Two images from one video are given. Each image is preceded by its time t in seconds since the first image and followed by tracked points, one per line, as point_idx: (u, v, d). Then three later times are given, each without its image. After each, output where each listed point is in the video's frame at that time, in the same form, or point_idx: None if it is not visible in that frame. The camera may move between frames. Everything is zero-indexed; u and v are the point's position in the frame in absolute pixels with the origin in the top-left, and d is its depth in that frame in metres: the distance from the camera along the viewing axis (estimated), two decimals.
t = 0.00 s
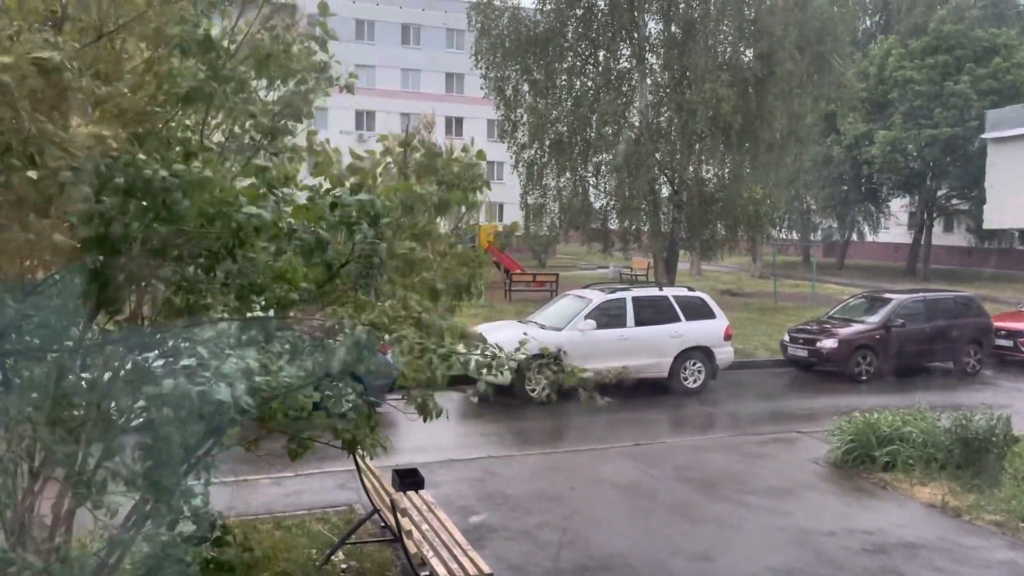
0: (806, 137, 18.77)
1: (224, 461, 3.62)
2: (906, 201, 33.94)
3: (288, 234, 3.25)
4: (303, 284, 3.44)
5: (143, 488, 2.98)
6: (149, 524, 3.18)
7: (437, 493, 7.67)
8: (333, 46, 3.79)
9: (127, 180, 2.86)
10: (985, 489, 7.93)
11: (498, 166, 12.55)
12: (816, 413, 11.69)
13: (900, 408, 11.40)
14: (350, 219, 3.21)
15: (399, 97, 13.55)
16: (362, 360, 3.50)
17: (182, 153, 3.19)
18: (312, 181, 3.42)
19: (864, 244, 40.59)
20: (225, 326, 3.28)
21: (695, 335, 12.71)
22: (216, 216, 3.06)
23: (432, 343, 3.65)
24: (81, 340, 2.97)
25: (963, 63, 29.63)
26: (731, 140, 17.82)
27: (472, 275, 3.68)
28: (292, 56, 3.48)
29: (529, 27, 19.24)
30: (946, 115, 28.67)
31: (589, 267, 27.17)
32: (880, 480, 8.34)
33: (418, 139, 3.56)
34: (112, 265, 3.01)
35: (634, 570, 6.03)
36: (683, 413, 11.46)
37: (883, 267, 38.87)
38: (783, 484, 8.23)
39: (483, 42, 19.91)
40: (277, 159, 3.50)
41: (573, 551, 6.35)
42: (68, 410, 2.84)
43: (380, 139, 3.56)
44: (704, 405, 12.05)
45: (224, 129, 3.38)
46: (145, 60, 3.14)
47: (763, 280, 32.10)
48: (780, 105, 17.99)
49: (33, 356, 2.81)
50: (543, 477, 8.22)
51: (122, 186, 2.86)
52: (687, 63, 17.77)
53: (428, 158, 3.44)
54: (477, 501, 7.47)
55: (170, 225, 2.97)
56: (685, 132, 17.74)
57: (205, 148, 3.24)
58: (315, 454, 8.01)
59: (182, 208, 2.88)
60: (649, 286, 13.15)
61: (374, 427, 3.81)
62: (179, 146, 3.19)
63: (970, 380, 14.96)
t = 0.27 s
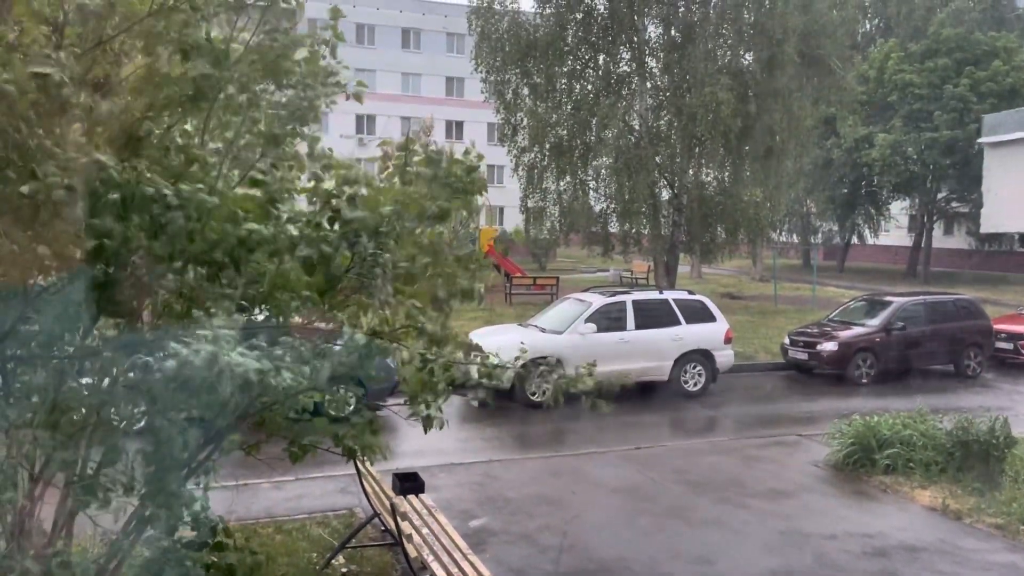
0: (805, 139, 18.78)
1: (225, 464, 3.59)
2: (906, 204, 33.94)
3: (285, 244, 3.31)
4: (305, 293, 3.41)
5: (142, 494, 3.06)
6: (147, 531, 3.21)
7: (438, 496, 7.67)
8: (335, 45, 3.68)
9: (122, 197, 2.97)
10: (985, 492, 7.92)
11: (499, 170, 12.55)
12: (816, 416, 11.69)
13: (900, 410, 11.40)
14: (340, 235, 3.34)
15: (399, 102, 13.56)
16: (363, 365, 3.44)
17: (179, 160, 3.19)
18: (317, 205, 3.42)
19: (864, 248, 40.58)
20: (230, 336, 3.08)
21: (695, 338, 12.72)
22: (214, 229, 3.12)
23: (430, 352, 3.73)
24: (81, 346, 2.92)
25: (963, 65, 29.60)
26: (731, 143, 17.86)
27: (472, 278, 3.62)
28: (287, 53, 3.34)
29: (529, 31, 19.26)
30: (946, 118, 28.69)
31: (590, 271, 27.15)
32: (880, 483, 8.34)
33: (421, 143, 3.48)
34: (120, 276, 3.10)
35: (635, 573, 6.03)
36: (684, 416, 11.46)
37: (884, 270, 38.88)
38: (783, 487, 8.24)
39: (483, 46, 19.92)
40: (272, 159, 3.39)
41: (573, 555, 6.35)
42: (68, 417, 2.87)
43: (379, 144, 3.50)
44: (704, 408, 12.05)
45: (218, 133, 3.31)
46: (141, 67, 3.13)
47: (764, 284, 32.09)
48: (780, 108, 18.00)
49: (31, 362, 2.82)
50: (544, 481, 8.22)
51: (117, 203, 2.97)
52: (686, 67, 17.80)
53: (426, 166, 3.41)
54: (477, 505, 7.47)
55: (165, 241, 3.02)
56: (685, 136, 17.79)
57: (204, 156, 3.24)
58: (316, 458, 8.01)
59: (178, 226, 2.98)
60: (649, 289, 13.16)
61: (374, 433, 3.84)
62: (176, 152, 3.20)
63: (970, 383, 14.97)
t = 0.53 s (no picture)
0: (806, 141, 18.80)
1: (225, 466, 3.59)
2: (907, 206, 33.92)
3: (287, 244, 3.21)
4: (305, 293, 3.38)
5: (143, 496, 3.08)
6: (149, 533, 3.22)
7: (439, 499, 7.66)
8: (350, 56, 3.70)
9: (125, 198, 2.93)
10: (987, 494, 7.91)
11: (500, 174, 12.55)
12: (817, 419, 11.68)
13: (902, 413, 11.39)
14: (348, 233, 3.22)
15: (401, 104, 13.57)
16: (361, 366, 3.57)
17: (179, 162, 3.18)
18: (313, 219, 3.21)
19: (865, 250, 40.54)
20: (229, 330, 3.15)
21: (696, 340, 12.71)
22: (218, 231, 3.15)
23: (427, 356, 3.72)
24: (81, 350, 2.92)
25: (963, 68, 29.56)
26: (731, 146, 17.89)
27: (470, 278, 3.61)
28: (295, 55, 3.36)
29: (529, 33, 19.31)
30: (947, 119, 28.68)
31: (590, 273, 27.14)
32: (881, 486, 8.32)
33: (422, 147, 3.45)
34: (121, 280, 3.05)
35: None
36: (685, 419, 11.45)
37: (885, 272, 38.84)
38: (785, 490, 8.23)
39: (483, 49, 19.92)
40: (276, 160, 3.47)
41: (574, 558, 6.34)
42: (69, 421, 2.86)
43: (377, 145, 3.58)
44: (706, 410, 12.04)
45: (224, 143, 3.44)
46: (137, 74, 3.07)
47: (765, 286, 32.05)
48: (781, 110, 18.00)
49: (31, 365, 2.82)
50: (545, 483, 8.21)
51: (117, 204, 2.93)
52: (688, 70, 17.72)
53: (424, 166, 3.42)
54: (478, 507, 7.46)
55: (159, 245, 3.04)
56: (686, 139, 17.82)
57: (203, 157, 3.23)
58: (318, 460, 8.01)
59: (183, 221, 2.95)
60: (650, 292, 13.16)
61: (375, 435, 3.89)
62: (177, 155, 3.20)
63: (971, 384, 14.96)
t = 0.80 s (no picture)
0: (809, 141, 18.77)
1: (230, 469, 3.64)
2: (911, 207, 33.83)
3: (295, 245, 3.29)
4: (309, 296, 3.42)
5: (147, 496, 3.06)
6: (154, 536, 3.17)
7: (443, 501, 7.66)
8: (363, 66, 3.84)
9: (133, 195, 2.99)
10: (992, 495, 7.90)
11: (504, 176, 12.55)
12: (822, 420, 11.67)
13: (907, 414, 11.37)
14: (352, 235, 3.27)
15: (407, 106, 13.59)
16: (368, 370, 3.48)
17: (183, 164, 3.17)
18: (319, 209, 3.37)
19: (869, 250, 40.45)
20: (225, 338, 3.09)
21: (700, 341, 12.70)
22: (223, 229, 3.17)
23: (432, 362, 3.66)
24: (85, 352, 2.93)
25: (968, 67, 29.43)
26: (734, 146, 17.89)
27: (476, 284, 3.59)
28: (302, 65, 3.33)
29: (532, 35, 19.29)
30: (951, 120, 28.60)
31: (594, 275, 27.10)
32: (885, 487, 8.31)
33: (426, 148, 3.49)
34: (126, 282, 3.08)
35: None
36: (689, 420, 11.44)
37: (889, 273, 38.75)
38: (789, 491, 8.22)
39: (486, 50, 19.89)
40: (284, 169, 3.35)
41: (578, 559, 6.34)
42: (74, 425, 2.85)
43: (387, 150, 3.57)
44: (710, 412, 12.03)
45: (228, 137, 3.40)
46: (142, 80, 3.10)
47: (769, 287, 31.98)
48: (784, 111, 17.98)
49: (38, 368, 2.83)
50: (549, 485, 8.21)
51: (127, 202, 2.98)
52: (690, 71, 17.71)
53: (428, 169, 3.44)
54: (482, 509, 7.46)
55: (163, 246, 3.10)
56: (689, 141, 17.83)
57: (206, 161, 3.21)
58: (322, 462, 8.02)
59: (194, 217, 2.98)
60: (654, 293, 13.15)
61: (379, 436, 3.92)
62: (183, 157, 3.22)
63: (976, 385, 14.93)
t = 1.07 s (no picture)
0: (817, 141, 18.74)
1: (241, 470, 3.67)
2: (919, 207, 33.71)
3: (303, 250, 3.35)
4: (321, 302, 3.47)
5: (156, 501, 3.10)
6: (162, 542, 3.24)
7: (451, 502, 7.67)
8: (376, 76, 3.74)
9: (146, 196, 2.97)
10: (1002, 496, 7.87)
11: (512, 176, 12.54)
12: (831, 420, 11.65)
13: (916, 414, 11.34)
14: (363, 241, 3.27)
15: (414, 106, 13.60)
16: (378, 375, 3.54)
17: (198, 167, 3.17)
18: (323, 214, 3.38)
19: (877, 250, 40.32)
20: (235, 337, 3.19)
21: (708, 342, 12.68)
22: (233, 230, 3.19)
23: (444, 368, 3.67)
24: (96, 354, 2.95)
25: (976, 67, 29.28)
26: (741, 147, 17.87)
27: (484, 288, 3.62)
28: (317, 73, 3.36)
29: (538, 36, 19.22)
30: (960, 119, 28.49)
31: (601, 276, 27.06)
32: (894, 488, 8.29)
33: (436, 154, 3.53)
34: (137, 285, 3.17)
35: None
36: (697, 421, 11.43)
37: (897, 273, 38.62)
38: (798, 492, 8.20)
39: (493, 51, 19.83)
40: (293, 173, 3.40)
41: (586, 560, 6.34)
42: (85, 426, 2.88)
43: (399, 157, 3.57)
44: (718, 412, 12.02)
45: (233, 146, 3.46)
46: (153, 84, 3.14)
47: (776, 287, 31.90)
48: (791, 111, 17.97)
49: (51, 372, 2.85)
50: (557, 486, 8.22)
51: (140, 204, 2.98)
52: (696, 71, 17.81)
53: (438, 174, 3.43)
54: (490, 510, 7.47)
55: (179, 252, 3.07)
56: (696, 142, 17.82)
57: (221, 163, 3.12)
58: (331, 463, 8.04)
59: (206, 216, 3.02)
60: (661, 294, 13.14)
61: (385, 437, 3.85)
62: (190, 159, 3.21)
63: (985, 385, 14.88)
